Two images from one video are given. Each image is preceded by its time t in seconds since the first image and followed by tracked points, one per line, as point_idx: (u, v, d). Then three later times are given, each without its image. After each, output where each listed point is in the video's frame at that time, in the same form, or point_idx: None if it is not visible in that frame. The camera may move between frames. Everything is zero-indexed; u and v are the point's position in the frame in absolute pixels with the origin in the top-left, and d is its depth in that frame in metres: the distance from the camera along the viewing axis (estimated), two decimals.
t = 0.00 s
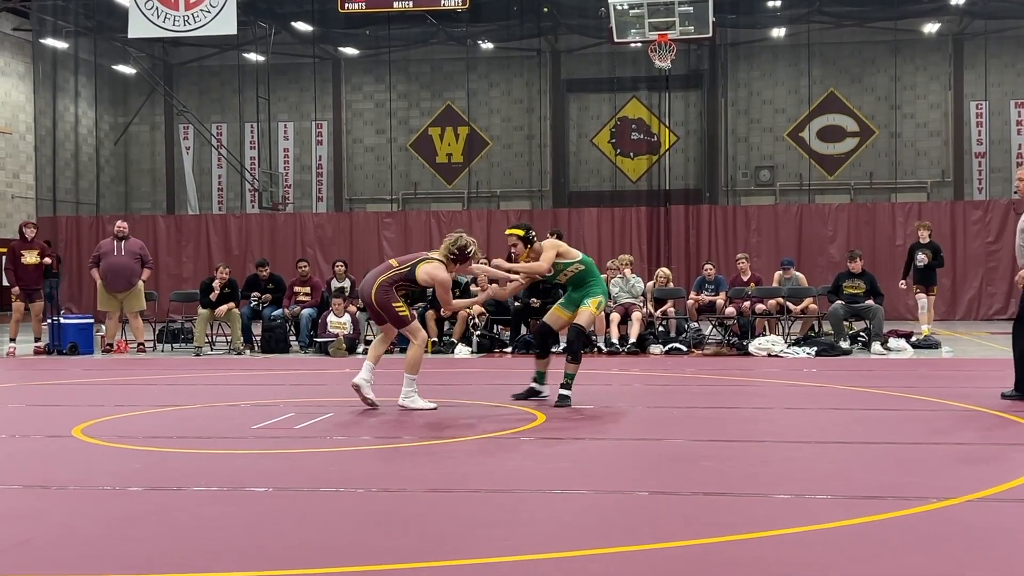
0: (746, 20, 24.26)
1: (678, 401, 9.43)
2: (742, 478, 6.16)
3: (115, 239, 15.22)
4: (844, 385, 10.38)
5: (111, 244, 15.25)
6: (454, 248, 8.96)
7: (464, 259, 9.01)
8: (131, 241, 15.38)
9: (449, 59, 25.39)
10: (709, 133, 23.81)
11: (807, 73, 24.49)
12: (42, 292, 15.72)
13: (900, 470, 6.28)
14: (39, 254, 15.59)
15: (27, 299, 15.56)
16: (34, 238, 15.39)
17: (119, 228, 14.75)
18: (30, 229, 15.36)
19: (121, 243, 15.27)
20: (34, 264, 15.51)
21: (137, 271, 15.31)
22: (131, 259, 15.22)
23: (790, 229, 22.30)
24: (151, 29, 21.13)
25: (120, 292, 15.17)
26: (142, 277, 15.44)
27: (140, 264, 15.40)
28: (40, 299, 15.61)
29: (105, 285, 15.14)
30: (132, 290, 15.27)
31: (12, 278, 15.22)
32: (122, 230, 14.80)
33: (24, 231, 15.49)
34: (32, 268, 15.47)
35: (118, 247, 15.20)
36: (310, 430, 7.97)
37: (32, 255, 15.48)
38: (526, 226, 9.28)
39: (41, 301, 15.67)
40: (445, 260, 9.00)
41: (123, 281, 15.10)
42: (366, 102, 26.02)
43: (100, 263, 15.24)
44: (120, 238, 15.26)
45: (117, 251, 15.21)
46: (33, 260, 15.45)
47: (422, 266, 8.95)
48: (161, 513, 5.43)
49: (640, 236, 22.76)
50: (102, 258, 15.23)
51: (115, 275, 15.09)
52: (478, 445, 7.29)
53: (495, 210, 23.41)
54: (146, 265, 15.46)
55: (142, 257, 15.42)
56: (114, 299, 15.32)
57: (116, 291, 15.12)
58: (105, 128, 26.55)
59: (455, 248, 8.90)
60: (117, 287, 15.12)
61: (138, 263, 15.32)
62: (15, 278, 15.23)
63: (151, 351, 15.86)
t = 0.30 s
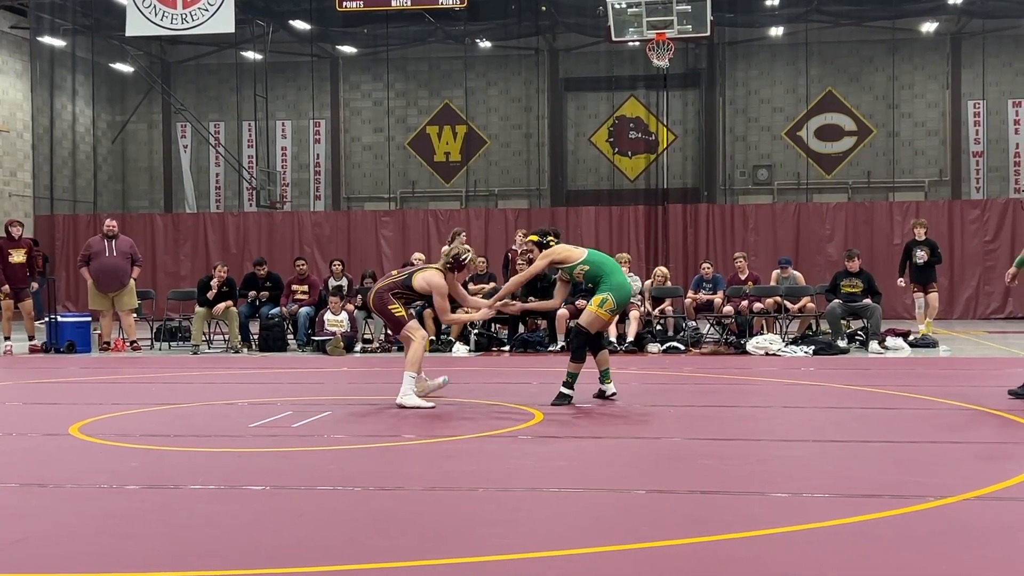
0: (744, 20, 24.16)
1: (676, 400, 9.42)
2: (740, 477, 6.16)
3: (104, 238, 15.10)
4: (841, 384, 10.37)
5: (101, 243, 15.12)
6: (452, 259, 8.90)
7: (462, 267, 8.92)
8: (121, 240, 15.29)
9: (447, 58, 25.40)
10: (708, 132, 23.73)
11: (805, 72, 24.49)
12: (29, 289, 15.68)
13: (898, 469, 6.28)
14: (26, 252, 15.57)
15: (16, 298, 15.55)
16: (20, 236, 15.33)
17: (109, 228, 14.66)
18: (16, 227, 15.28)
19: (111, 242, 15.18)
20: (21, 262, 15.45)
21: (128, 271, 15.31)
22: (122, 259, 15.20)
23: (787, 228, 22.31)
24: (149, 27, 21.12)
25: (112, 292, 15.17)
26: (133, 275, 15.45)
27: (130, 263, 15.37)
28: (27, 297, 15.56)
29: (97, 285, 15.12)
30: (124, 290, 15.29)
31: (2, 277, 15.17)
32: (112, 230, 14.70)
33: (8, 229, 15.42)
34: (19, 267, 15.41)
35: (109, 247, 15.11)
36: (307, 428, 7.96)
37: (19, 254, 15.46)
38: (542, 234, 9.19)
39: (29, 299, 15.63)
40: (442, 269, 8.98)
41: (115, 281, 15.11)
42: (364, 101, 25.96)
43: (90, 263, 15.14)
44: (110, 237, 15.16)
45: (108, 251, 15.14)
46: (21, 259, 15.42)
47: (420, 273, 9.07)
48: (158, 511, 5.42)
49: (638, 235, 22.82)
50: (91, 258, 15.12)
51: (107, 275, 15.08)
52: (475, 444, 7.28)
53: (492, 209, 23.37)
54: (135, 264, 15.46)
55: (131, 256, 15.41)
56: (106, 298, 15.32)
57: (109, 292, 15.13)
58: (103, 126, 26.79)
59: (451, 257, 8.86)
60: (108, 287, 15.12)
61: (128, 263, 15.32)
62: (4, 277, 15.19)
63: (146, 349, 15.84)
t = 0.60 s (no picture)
0: (741, 19, 24.27)
1: (673, 399, 9.42)
2: (736, 476, 6.17)
3: (98, 237, 15.16)
4: (838, 384, 10.38)
5: (95, 243, 15.16)
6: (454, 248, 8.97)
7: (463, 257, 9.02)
8: (114, 238, 15.35)
9: (444, 57, 25.40)
10: (705, 132, 23.82)
11: (802, 72, 24.50)
12: (22, 288, 15.70)
13: (894, 469, 6.28)
14: (18, 252, 15.54)
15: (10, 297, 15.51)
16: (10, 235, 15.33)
17: (101, 227, 14.69)
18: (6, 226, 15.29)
19: (105, 241, 15.24)
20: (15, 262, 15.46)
21: (124, 268, 15.32)
22: (117, 257, 15.23)
23: (784, 227, 22.29)
24: (146, 26, 21.11)
25: (109, 291, 15.16)
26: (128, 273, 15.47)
27: (125, 261, 15.41)
28: (20, 295, 15.56)
29: (93, 284, 15.09)
30: (120, 288, 15.27)
31: None
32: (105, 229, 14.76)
33: None
34: (12, 266, 15.40)
35: (103, 246, 15.16)
36: (304, 428, 7.95)
37: (10, 253, 15.44)
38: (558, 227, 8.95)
39: (22, 297, 15.66)
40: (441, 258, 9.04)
41: (112, 279, 15.09)
42: (361, 100, 25.96)
43: (85, 262, 15.13)
44: (104, 236, 15.22)
45: (103, 250, 15.17)
46: (13, 259, 15.39)
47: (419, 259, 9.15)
48: (155, 511, 5.41)
49: (635, 234, 22.86)
50: (86, 257, 15.13)
51: (103, 274, 15.05)
52: (472, 444, 7.28)
53: (489, 209, 23.34)
54: (130, 261, 15.49)
55: (126, 254, 15.45)
56: (102, 297, 15.29)
57: (106, 291, 15.11)
58: (99, 126, 26.43)
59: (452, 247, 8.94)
60: (106, 285, 15.09)
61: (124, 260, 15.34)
62: None
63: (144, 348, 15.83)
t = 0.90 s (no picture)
0: (738, 20, 24.32)
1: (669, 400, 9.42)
2: (733, 476, 6.17)
3: (97, 237, 15.14)
4: (835, 384, 10.38)
5: (94, 243, 15.14)
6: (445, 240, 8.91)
7: (455, 247, 8.94)
8: (114, 238, 15.33)
9: (441, 58, 25.38)
10: (701, 133, 23.83)
11: (799, 73, 24.53)
12: (18, 288, 15.68)
13: (891, 469, 6.29)
14: (14, 252, 15.55)
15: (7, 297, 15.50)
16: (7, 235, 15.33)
17: (101, 226, 14.67)
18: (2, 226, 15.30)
19: (104, 241, 15.21)
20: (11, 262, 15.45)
21: (123, 268, 15.31)
22: (116, 256, 15.23)
23: (781, 228, 22.29)
24: (143, 27, 21.08)
25: (108, 291, 15.14)
26: (127, 273, 15.46)
27: (125, 261, 15.42)
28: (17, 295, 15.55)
29: (92, 284, 15.07)
30: (120, 288, 15.26)
31: None
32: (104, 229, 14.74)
33: None
34: (7, 266, 15.40)
35: (102, 246, 15.14)
36: (301, 428, 7.95)
37: (6, 253, 15.44)
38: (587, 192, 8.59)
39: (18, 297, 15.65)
40: (434, 248, 9.02)
41: (112, 278, 15.09)
42: (358, 101, 26.00)
43: (84, 262, 15.11)
44: (103, 236, 15.19)
45: (102, 250, 15.16)
46: (9, 259, 15.41)
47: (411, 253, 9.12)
48: (152, 511, 5.41)
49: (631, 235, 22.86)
50: (86, 257, 15.13)
51: (104, 273, 15.05)
52: (469, 444, 7.27)
53: (486, 210, 23.31)
54: (130, 261, 15.49)
55: (125, 254, 15.45)
56: (101, 297, 15.27)
57: (106, 290, 15.10)
58: (96, 126, 26.49)
59: (443, 236, 8.89)
60: (106, 285, 15.09)
61: (123, 260, 15.34)
62: None
63: (141, 348, 15.80)
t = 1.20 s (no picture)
0: (735, 21, 24.25)
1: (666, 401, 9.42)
2: (730, 478, 6.17)
3: (102, 238, 15.11)
4: (832, 385, 10.40)
5: (98, 243, 15.12)
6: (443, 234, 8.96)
7: (451, 239, 8.98)
8: (118, 238, 15.31)
9: (439, 59, 25.37)
10: (698, 134, 23.89)
11: (796, 74, 24.54)
12: (19, 289, 15.65)
13: (888, 470, 6.30)
14: (15, 252, 15.50)
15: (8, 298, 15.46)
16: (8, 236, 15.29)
17: (105, 227, 14.64)
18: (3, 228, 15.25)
19: (108, 241, 15.19)
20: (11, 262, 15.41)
21: (128, 269, 15.31)
22: (121, 257, 15.22)
23: (778, 228, 22.30)
24: (140, 28, 21.04)
25: (113, 292, 15.14)
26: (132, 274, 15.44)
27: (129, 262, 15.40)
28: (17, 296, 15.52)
29: (97, 285, 15.06)
30: (125, 289, 15.25)
31: None
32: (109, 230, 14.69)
33: None
34: (7, 266, 15.37)
35: (106, 246, 15.12)
36: (298, 429, 7.94)
37: (7, 253, 15.40)
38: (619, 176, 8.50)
39: (18, 298, 15.61)
40: (430, 243, 9.02)
41: (117, 279, 15.09)
42: (355, 101, 26.02)
43: (89, 263, 15.10)
44: (107, 237, 15.17)
45: (106, 250, 15.13)
46: (9, 259, 15.38)
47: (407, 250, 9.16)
48: (148, 512, 5.41)
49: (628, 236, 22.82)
50: (90, 258, 15.10)
51: (109, 274, 15.04)
52: (466, 445, 7.28)
53: (483, 210, 23.31)
54: (134, 262, 15.47)
55: (129, 255, 15.43)
56: (104, 298, 15.23)
57: (110, 290, 15.08)
58: (92, 126, 26.46)
59: (438, 230, 8.93)
60: (111, 286, 15.08)
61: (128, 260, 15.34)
62: None
63: (139, 349, 15.78)
